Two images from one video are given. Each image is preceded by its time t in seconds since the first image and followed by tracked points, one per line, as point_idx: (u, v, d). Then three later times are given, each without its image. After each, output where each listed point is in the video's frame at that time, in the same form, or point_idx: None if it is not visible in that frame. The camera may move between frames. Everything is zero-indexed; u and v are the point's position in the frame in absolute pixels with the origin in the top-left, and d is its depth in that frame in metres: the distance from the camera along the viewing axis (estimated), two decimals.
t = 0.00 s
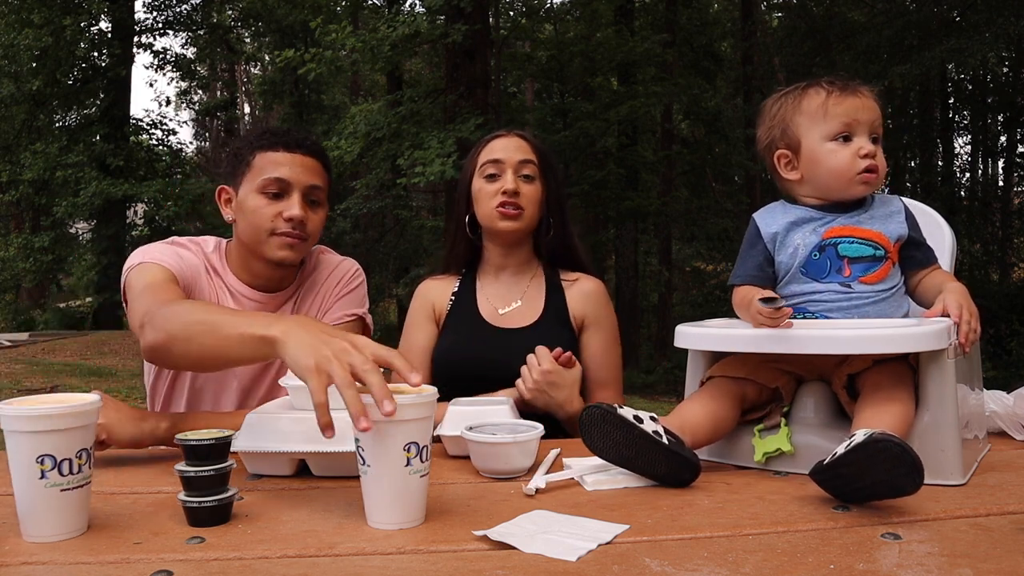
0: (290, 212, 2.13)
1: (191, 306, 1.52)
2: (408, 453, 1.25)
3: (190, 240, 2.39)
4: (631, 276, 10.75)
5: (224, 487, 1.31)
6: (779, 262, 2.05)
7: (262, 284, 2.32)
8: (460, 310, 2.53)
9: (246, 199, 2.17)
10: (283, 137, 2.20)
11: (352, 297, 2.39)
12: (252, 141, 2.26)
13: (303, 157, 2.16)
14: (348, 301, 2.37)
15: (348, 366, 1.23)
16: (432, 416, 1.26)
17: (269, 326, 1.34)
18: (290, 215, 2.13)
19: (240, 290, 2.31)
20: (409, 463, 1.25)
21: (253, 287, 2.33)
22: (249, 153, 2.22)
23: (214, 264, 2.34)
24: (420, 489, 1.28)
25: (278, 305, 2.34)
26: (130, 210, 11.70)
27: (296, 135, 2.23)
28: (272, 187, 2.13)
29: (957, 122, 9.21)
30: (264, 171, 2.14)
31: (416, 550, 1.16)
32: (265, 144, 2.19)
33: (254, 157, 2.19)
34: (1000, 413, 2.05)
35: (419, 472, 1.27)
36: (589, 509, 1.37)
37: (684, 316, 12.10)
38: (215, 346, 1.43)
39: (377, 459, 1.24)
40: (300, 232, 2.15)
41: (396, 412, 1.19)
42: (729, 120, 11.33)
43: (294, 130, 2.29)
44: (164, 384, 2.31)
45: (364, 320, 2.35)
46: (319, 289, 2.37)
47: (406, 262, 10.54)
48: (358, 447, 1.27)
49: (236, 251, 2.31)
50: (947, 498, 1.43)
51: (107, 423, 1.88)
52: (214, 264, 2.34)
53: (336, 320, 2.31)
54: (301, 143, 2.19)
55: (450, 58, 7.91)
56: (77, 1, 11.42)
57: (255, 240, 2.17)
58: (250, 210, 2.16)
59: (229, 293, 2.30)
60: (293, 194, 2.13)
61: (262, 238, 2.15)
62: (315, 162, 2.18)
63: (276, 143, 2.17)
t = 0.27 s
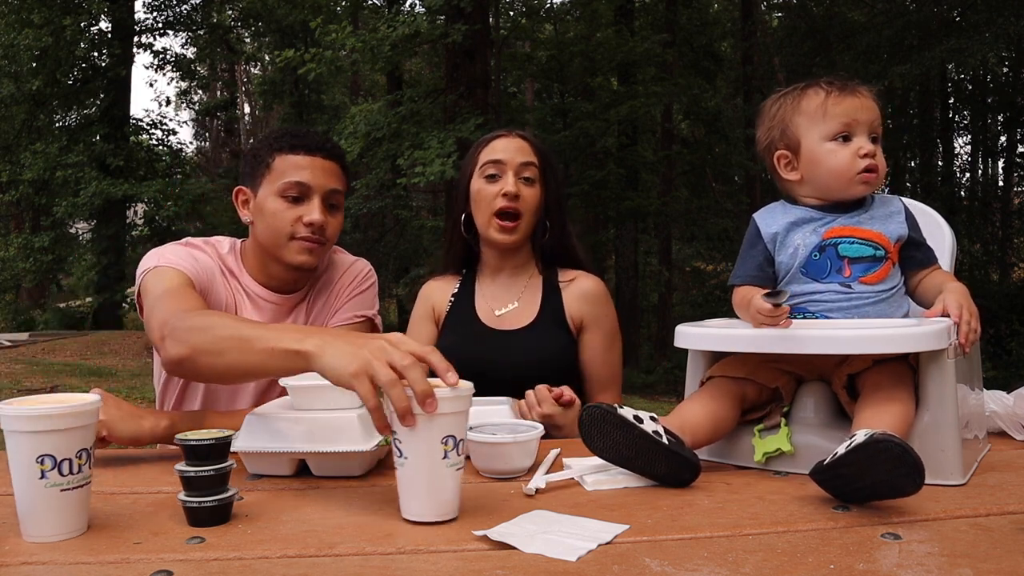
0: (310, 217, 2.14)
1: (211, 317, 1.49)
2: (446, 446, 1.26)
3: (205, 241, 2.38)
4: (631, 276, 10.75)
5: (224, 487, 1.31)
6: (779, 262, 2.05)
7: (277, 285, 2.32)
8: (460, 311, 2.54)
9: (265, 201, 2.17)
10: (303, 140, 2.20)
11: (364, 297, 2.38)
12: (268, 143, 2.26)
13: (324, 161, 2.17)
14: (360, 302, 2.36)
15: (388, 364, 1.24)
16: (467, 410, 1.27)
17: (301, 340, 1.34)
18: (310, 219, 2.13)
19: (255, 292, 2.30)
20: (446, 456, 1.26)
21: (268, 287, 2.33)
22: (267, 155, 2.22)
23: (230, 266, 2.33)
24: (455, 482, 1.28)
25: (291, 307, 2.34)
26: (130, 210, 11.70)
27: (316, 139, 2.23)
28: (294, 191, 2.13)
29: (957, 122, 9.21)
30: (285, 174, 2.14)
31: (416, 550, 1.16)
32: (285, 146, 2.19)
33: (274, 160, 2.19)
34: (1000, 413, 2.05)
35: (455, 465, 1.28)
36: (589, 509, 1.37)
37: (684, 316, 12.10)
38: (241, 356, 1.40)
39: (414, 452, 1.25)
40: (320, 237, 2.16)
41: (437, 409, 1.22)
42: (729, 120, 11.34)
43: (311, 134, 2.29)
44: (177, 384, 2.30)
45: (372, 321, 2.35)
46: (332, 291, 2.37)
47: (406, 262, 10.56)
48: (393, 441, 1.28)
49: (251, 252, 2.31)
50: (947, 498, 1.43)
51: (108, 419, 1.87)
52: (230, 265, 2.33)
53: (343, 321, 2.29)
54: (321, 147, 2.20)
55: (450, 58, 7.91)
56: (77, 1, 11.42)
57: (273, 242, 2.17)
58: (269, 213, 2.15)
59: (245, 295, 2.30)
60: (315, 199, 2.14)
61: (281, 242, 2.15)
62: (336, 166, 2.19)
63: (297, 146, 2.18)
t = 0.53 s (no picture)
0: (316, 221, 2.13)
1: (230, 321, 1.47)
2: (487, 447, 1.25)
3: (209, 242, 2.36)
4: (631, 276, 10.74)
5: (224, 487, 1.31)
6: (778, 262, 2.05)
7: (284, 286, 2.31)
8: (459, 312, 2.55)
9: (271, 204, 2.16)
10: (308, 142, 2.19)
11: (367, 298, 2.38)
12: (274, 145, 2.26)
13: (329, 164, 2.16)
14: (363, 303, 2.36)
15: (427, 366, 1.25)
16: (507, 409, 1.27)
17: (336, 345, 1.34)
18: (316, 223, 2.12)
19: (262, 294, 2.30)
20: (488, 457, 1.26)
21: (273, 289, 2.32)
22: (273, 157, 2.21)
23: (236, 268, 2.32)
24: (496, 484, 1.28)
25: (296, 309, 2.35)
26: (130, 210, 11.69)
27: (321, 140, 2.22)
28: (299, 195, 2.13)
29: (957, 122, 9.21)
30: (291, 177, 2.13)
31: (416, 550, 1.16)
32: (291, 149, 2.18)
33: (279, 162, 2.18)
34: (1000, 413, 2.05)
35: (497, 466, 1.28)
36: (590, 509, 1.37)
37: (683, 316, 12.10)
38: (260, 362, 1.39)
39: (455, 453, 1.25)
40: (325, 240, 2.15)
41: (478, 409, 1.22)
42: (729, 120, 11.34)
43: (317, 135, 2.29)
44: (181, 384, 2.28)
45: (375, 322, 2.35)
46: (337, 292, 2.37)
47: (406, 262, 10.58)
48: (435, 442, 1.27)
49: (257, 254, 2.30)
50: (947, 498, 1.43)
51: (110, 420, 1.87)
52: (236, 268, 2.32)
53: (346, 321, 2.29)
54: (326, 149, 2.19)
55: (450, 58, 7.91)
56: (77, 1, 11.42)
57: (279, 245, 2.16)
58: (275, 216, 2.15)
59: (251, 297, 2.29)
60: (320, 202, 2.13)
61: (287, 245, 2.15)
62: (341, 169, 2.18)
63: (303, 149, 2.17)
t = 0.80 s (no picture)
0: (316, 221, 2.13)
1: (231, 320, 1.48)
2: (484, 450, 1.25)
3: (209, 242, 2.36)
4: (631, 276, 10.74)
5: (224, 487, 1.31)
6: (779, 262, 2.05)
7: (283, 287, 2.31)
8: (459, 313, 2.55)
9: (270, 205, 2.17)
10: (308, 143, 2.19)
11: (366, 297, 2.37)
12: (275, 145, 2.26)
13: (329, 164, 2.16)
14: (361, 302, 2.35)
15: (424, 367, 1.26)
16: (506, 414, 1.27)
17: (336, 346, 1.35)
18: (316, 223, 2.12)
19: (263, 295, 2.29)
20: (484, 460, 1.25)
21: (274, 290, 2.32)
22: (274, 158, 2.21)
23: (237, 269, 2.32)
24: (493, 487, 1.28)
25: (296, 309, 2.34)
26: (130, 210, 11.68)
27: (321, 142, 2.23)
28: (299, 195, 2.13)
29: (957, 122, 9.20)
30: (290, 177, 2.13)
31: (415, 550, 1.16)
32: (291, 149, 2.18)
33: (279, 162, 2.18)
34: (999, 413, 2.05)
35: (494, 469, 1.27)
36: (589, 509, 1.37)
37: (683, 316, 12.10)
38: (263, 362, 1.40)
39: (452, 455, 1.25)
40: (325, 240, 2.15)
41: (473, 411, 1.22)
42: (729, 120, 11.35)
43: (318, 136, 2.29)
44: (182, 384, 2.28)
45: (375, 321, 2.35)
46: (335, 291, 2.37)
47: (406, 263, 10.58)
48: (431, 443, 1.27)
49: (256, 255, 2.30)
50: (947, 498, 1.43)
51: (109, 421, 1.87)
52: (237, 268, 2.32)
53: (344, 321, 2.29)
54: (326, 149, 2.18)
55: (450, 58, 7.91)
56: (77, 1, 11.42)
57: (279, 245, 2.16)
58: (275, 216, 2.15)
59: (251, 298, 2.29)
60: (319, 202, 2.13)
61: (286, 245, 2.15)
62: (340, 168, 2.18)
63: (303, 150, 2.17)
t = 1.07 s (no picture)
0: (313, 218, 2.13)
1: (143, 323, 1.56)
2: (483, 452, 1.25)
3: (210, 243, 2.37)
4: (631, 276, 10.74)
5: (224, 487, 1.31)
6: (779, 262, 2.05)
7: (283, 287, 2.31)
8: (455, 313, 2.54)
9: (268, 202, 2.17)
10: (308, 141, 2.20)
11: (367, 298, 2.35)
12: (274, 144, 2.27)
13: (327, 162, 2.17)
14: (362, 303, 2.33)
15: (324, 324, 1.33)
16: (505, 414, 1.27)
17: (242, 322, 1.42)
18: (313, 218, 2.12)
19: (262, 294, 2.29)
20: (483, 462, 1.25)
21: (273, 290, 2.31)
22: (273, 156, 2.22)
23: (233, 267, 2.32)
24: (493, 488, 1.27)
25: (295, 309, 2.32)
26: (130, 210, 11.67)
27: (321, 140, 2.23)
28: (297, 190, 2.13)
29: (957, 122, 9.20)
30: (288, 174, 2.14)
31: (415, 550, 1.16)
32: (290, 147, 2.19)
33: (279, 160, 2.19)
34: (1000, 413, 2.05)
35: (493, 471, 1.27)
36: (589, 509, 1.37)
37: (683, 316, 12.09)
38: (180, 351, 1.48)
39: (452, 458, 1.25)
40: (323, 238, 2.15)
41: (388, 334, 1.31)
42: (729, 120, 11.35)
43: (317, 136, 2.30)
44: (181, 387, 2.28)
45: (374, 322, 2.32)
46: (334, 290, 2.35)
47: (406, 263, 10.57)
48: (431, 445, 1.28)
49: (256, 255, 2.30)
50: (947, 498, 1.43)
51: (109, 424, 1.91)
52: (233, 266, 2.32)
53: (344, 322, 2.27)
54: (325, 148, 2.19)
55: (450, 58, 7.92)
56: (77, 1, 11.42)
57: (276, 242, 2.16)
58: (272, 213, 2.15)
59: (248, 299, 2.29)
60: (317, 198, 2.13)
61: (284, 243, 2.15)
62: (339, 166, 2.18)
63: (302, 148, 2.18)
